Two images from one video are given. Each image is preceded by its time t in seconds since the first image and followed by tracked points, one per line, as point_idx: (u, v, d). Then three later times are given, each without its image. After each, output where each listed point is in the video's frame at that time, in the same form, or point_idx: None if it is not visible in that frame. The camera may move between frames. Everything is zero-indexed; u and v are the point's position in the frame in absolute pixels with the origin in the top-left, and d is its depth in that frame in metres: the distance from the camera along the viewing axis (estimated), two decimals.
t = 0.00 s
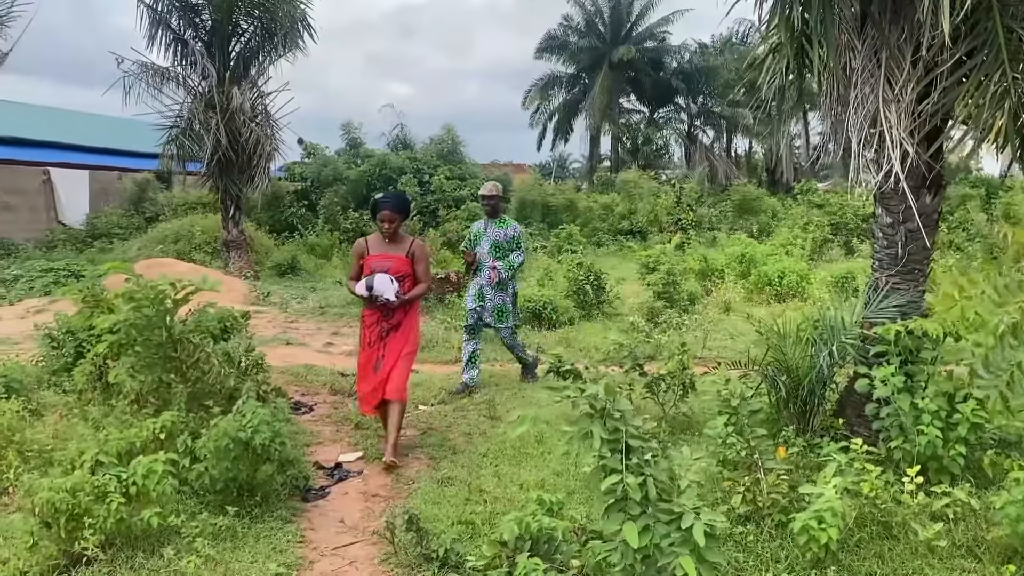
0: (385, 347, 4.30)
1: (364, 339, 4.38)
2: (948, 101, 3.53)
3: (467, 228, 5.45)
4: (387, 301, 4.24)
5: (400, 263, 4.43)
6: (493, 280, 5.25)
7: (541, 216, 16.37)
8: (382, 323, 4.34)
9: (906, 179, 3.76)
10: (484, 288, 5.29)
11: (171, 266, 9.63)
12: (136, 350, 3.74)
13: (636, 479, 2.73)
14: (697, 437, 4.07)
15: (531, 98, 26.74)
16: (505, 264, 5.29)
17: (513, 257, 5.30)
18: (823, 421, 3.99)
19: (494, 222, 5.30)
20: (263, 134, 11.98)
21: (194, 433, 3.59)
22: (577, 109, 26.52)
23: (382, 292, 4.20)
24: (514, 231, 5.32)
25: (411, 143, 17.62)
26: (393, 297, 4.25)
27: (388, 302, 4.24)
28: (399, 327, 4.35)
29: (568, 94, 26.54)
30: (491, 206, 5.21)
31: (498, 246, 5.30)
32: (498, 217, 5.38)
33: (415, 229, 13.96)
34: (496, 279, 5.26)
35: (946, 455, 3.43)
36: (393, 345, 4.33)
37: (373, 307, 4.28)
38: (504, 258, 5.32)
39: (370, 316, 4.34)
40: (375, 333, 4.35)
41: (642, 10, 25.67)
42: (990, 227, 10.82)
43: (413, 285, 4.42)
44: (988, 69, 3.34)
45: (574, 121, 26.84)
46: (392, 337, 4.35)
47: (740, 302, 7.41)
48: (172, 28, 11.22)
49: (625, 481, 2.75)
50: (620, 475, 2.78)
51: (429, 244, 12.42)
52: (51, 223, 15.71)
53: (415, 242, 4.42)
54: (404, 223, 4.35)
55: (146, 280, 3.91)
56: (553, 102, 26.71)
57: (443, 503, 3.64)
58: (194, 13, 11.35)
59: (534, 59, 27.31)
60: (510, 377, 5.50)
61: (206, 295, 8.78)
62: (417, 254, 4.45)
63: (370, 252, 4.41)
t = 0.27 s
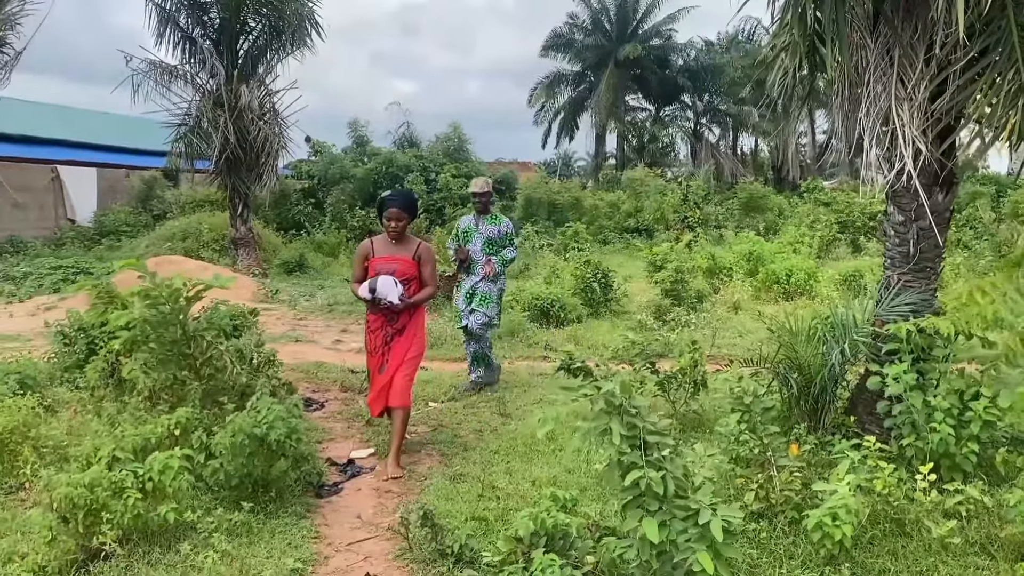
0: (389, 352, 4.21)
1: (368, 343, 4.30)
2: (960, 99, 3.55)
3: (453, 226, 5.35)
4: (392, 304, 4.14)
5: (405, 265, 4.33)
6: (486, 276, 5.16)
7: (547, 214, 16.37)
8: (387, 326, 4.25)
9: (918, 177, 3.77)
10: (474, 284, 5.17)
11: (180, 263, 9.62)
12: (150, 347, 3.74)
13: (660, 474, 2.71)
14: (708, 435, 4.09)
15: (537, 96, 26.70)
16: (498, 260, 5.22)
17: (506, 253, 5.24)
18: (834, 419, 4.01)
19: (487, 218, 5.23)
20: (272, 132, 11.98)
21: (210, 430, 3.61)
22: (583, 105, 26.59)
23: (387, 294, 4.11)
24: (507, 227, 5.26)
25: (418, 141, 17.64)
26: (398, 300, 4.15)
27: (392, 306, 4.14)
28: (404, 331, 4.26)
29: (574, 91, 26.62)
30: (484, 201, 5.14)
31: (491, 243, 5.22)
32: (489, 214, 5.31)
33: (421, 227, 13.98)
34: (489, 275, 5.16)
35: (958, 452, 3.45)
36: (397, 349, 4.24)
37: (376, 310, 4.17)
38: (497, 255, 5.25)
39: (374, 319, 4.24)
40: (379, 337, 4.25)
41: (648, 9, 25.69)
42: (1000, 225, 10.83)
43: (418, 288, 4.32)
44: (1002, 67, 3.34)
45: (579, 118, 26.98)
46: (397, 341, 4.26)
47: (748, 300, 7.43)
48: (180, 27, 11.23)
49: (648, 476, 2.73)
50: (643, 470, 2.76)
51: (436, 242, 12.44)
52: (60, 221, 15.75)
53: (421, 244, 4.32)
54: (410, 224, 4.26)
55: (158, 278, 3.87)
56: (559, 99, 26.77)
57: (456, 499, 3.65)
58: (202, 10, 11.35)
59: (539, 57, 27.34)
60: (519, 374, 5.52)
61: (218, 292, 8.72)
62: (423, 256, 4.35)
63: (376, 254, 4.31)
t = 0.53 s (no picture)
0: (391, 354, 4.05)
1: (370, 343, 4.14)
2: (967, 98, 3.55)
3: (444, 230, 5.22)
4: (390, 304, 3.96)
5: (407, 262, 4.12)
6: (476, 281, 5.03)
7: (551, 212, 16.30)
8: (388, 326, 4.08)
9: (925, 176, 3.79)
10: (465, 292, 5.05)
11: (187, 261, 9.64)
12: (160, 345, 3.77)
13: (662, 473, 2.71)
14: (715, 433, 4.10)
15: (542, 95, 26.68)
16: (490, 266, 5.08)
17: (499, 258, 5.11)
18: (841, 418, 4.02)
19: (479, 222, 5.08)
20: (277, 130, 12.00)
21: (220, 427, 3.62)
22: (587, 104, 26.61)
23: (384, 294, 3.93)
24: (500, 231, 5.11)
25: (423, 140, 17.65)
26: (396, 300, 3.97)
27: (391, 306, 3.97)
28: (406, 331, 4.08)
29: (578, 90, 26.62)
30: (477, 205, 4.99)
31: (483, 248, 5.08)
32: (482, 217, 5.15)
33: (426, 226, 13.99)
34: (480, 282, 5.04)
35: (965, 451, 3.46)
36: (399, 350, 4.07)
37: (376, 310, 4.01)
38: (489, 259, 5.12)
39: (374, 319, 4.08)
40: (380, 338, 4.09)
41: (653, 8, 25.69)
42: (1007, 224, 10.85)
43: (421, 286, 4.11)
44: (1009, 67, 3.34)
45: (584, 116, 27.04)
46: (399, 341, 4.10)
47: (754, 298, 7.46)
48: (186, 25, 11.27)
49: (651, 475, 2.73)
50: (646, 468, 2.76)
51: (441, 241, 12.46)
52: (67, 219, 15.84)
53: (423, 240, 4.09)
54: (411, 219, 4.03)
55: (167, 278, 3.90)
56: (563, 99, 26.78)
57: (464, 496, 3.66)
58: (208, 9, 11.37)
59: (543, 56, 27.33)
60: (525, 373, 5.54)
61: (222, 288, 8.75)
62: (426, 252, 4.12)
63: (377, 250, 4.12)
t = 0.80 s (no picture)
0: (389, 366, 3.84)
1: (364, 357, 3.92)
2: (971, 100, 3.58)
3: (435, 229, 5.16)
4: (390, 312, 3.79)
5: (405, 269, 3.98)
6: (468, 281, 4.92)
7: (556, 211, 16.28)
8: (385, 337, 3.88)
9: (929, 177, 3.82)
10: (457, 292, 4.94)
11: (192, 260, 9.68)
12: (167, 345, 3.79)
13: (668, 471, 2.73)
14: (719, 431, 4.13)
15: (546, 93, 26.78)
16: (481, 265, 5.02)
17: (490, 257, 5.04)
18: (843, 417, 4.05)
19: (470, 220, 5.04)
20: (283, 130, 12.05)
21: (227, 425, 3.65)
22: (591, 103, 26.65)
23: (385, 301, 3.75)
24: (491, 231, 5.07)
25: (427, 139, 17.68)
26: (396, 307, 3.79)
27: (391, 313, 3.79)
28: (405, 341, 3.89)
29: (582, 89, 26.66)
30: (468, 202, 4.95)
31: (475, 246, 5.02)
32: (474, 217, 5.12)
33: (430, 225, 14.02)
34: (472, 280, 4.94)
35: (968, 450, 3.48)
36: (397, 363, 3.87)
37: (374, 319, 3.82)
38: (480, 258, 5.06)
39: (371, 330, 3.87)
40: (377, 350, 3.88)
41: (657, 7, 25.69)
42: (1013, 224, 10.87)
43: (420, 293, 3.97)
44: (1012, 68, 3.36)
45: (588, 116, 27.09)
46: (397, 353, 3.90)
47: (758, 298, 7.48)
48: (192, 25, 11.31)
49: (657, 472, 2.75)
50: (652, 466, 2.78)
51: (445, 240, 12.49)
52: (72, 217, 15.85)
53: (421, 246, 3.97)
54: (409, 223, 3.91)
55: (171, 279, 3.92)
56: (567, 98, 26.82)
57: (469, 494, 3.69)
58: (214, 9, 11.41)
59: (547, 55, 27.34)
60: (530, 371, 5.57)
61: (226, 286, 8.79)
62: (423, 259, 3.99)
63: (373, 257, 3.96)
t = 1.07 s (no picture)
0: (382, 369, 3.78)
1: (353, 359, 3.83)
2: (970, 100, 3.62)
3: (429, 226, 5.09)
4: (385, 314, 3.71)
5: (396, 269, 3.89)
6: (460, 280, 4.85)
7: (558, 210, 16.35)
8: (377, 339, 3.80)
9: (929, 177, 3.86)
10: (448, 290, 4.87)
11: (196, 258, 9.72)
12: (172, 342, 3.83)
13: (666, 465, 2.76)
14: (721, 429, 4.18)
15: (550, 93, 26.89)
16: (473, 264, 4.91)
17: (482, 255, 4.92)
18: (842, 415, 4.09)
19: (462, 217, 4.92)
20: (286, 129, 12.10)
21: (233, 422, 3.69)
22: (594, 103, 26.69)
23: (382, 303, 3.67)
24: (485, 228, 4.93)
25: (430, 138, 17.72)
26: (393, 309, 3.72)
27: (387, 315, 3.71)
28: (397, 343, 3.83)
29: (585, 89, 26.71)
30: (460, 199, 4.84)
31: (466, 244, 4.91)
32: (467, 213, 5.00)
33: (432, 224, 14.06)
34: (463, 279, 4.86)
35: (965, 447, 3.52)
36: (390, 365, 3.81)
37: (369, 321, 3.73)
38: (473, 257, 4.95)
39: (363, 332, 3.78)
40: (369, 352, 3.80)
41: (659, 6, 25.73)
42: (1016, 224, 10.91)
43: (412, 294, 3.91)
44: (1010, 69, 3.40)
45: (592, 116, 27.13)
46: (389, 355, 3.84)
47: (760, 297, 7.52)
48: (196, 24, 11.35)
49: (656, 466, 2.79)
50: (651, 460, 2.83)
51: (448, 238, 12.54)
52: (77, 216, 15.88)
53: (413, 245, 3.90)
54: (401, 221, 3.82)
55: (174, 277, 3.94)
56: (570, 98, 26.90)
57: (472, 490, 3.74)
58: (218, 8, 11.45)
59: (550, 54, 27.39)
60: (532, 370, 5.62)
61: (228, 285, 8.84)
62: (414, 258, 3.92)
63: (363, 256, 3.84)
